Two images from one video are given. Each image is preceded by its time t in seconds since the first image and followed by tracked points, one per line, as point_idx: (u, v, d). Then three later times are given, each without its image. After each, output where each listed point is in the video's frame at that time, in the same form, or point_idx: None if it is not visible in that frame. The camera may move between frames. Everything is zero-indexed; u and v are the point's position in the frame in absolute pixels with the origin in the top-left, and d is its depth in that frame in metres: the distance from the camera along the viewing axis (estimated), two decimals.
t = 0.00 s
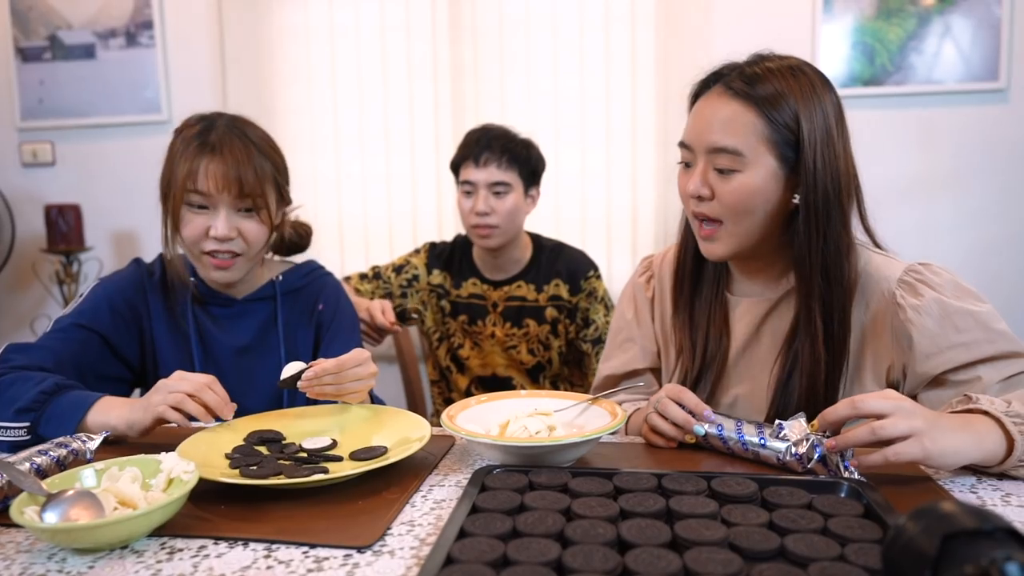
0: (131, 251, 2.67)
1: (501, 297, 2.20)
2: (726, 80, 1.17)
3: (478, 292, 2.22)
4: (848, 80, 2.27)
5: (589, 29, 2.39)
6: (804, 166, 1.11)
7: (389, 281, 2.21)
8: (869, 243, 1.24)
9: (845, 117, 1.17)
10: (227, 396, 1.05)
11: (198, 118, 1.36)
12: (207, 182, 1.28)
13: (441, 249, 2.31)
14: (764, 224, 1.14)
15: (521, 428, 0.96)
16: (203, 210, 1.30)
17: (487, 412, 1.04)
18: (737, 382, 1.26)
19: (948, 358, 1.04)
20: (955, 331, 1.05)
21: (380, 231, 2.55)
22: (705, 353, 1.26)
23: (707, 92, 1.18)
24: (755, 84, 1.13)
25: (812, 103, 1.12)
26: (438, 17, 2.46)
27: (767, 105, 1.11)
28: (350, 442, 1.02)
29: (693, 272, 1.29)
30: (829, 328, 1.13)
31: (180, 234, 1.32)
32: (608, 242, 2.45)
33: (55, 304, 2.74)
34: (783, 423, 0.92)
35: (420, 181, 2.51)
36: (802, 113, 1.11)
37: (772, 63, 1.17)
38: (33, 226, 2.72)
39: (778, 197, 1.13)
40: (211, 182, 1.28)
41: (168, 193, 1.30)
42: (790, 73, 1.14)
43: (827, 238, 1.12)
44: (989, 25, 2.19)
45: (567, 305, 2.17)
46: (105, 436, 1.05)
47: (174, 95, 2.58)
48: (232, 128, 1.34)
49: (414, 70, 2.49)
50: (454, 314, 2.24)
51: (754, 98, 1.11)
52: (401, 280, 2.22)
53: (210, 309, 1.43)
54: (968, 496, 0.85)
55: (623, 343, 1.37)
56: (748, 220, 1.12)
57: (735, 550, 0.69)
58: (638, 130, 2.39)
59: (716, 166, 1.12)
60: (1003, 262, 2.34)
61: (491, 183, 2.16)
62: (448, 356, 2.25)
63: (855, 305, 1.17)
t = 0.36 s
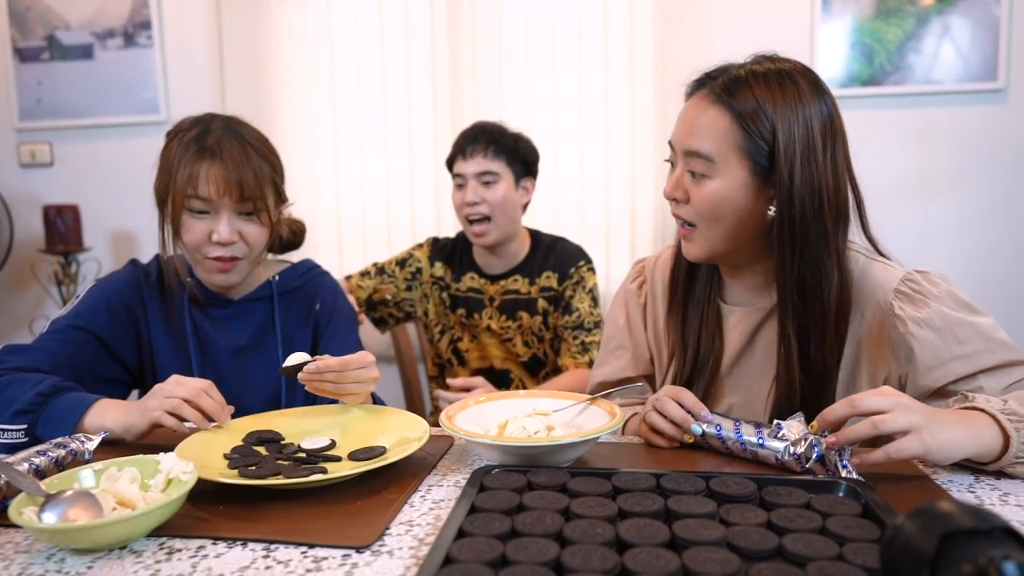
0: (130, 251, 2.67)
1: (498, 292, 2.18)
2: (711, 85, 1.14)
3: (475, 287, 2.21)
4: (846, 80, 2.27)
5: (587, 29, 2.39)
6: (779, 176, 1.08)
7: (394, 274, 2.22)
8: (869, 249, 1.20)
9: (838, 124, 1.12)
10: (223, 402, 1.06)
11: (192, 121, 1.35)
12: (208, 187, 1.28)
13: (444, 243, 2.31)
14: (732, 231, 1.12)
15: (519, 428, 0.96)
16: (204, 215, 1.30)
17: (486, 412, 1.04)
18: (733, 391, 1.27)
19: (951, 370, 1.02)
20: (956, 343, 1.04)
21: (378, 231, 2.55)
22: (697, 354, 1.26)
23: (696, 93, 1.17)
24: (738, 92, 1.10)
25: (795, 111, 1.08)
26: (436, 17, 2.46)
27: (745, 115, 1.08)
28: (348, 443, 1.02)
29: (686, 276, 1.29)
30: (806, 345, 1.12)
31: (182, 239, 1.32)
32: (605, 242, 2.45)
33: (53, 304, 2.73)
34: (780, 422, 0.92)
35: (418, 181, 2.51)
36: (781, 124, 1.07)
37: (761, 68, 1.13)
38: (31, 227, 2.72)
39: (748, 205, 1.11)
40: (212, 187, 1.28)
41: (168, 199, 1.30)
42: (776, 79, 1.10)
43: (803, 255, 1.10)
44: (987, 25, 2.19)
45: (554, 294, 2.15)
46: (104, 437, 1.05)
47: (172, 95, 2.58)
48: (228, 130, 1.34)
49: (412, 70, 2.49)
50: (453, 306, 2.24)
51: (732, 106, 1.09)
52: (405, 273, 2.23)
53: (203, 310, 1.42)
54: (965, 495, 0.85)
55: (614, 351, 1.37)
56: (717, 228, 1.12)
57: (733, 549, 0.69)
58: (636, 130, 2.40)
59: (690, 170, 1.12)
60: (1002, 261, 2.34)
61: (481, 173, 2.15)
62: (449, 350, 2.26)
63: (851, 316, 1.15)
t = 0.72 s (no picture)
0: (130, 252, 2.67)
1: (518, 285, 2.21)
2: (698, 89, 1.14)
3: (496, 280, 2.23)
4: (846, 80, 2.27)
5: (587, 30, 2.39)
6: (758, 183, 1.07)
7: (417, 266, 2.22)
8: (866, 258, 1.18)
9: (827, 130, 1.09)
10: (219, 398, 1.03)
11: (177, 129, 1.34)
12: (205, 195, 1.27)
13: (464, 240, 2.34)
14: (713, 236, 1.13)
15: (519, 429, 0.96)
16: (203, 224, 1.30)
17: (486, 413, 1.04)
18: (731, 399, 1.27)
19: (958, 383, 1.01)
20: (961, 355, 1.03)
21: (377, 232, 2.55)
22: (693, 361, 1.25)
23: (686, 95, 1.17)
24: (723, 97, 1.09)
25: (781, 116, 1.06)
26: (436, 18, 2.46)
27: (728, 121, 1.08)
28: (349, 445, 1.02)
29: (679, 285, 1.28)
30: (781, 353, 1.12)
31: (179, 249, 1.32)
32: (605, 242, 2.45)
33: (54, 305, 2.73)
34: (780, 423, 0.92)
35: (417, 182, 2.51)
36: (764, 130, 1.06)
37: (750, 72, 1.12)
38: (32, 229, 2.72)
39: (730, 210, 1.11)
40: (210, 195, 1.28)
41: (164, 209, 1.29)
42: (764, 83, 1.09)
43: (780, 263, 1.09)
44: (987, 25, 2.19)
45: (576, 293, 2.18)
46: (104, 438, 1.05)
47: (172, 96, 2.58)
48: (215, 136, 1.32)
49: (412, 71, 2.49)
50: (471, 299, 2.25)
51: (716, 111, 1.09)
52: (427, 265, 2.24)
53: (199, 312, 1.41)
54: (966, 496, 0.85)
55: (607, 362, 1.40)
56: (699, 232, 1.13)
57: (734, 550, 0.69)
58: (636, 131, 2.40)
59: (674, 174, 1.13)
60: (1002, 262, 2.34)
61: (507, 173, 2.20)
62: (464, 340, 2.24)
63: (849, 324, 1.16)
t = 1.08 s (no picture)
0: (132, 249, 2.67)
1: (534, 278, 2.22)
2: (700, 85, 1.13)
3: (513, 274, 2.24)
4: (850, 76, 2.27)
5: (590, 25, 2.38)
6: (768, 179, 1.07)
7: (437, 262, 2.26)
8: (872, 253, 1.18)
9: (835, 124, 1.09)
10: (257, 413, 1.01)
11: (193, 125, 1.34)
12: (215, 192, 1.27)
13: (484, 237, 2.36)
14: (721, 235, 1.12)
15: (522, 425, 0.96)
16: (212, 221, 1.30)
17: (489, 409, 1.04)
18: (738, 395, 1.26)
19: (965, 380, 1.01)
20: (968, 351, 1.02)
21: (380, 228, 2.55)
22: (695, 361, 1.25)
23: (687, 92, 1.15)
24: (729, 93, 1.09)
25: (789, 111, 1.06)
26: (438, 13, 2.45)
27: (735, 117, 1.07)
28: (351, 441, 1.02)
29: (681, 284, 1.27)
30: (795, 352, 1.12)
31: (186, 244, 1.32)
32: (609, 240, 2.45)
33: (57, 302, 2.74)
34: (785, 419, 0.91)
35: (420, 178, 2.51)
36: (774, 125, 1.06)
37: (755, 66, 1.12)
38: (34, 226, 2.72)
39: (739, 207, 1.10)
40: (220, 193, 1.27)
41: (173, 204, 1.29)
42: (770, 77, 1.08)
43: (793, 261, 1.09)
44: (992, 20, 2.19)
45: (591, 292, 2.20)
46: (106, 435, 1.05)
47: (174, 92, 2.57)
48: (229, 135, 1.32)
49: (414, 67, 2.49)
50: (487, 291, 2.25)
51: (724, 108, 1.08)
52: (446, 261, 2.27)
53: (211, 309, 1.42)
54: (971, 492, 0.85)
55: (608, 360, 1.39)
56: (705, 232, 1.12)
57: (738, 546, 0.69)
58: (640, 126, 2.39)
59: (679, 174, 1.11)
60: (1006, 257, 2.33)
61: (532, 170, 2.22)
62: (476, 332, 2.24)
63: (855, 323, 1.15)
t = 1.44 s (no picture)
0: (134, 247, 2.68)
1: (531, 275, 2.20)
2: (701, 87, 1.12)
3: (509, 270, 2.24)
4: (852, 71, 2.26)
5: (591, 21, 2.38)
6: (777, 183, 1.06)
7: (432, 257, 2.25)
8: (874, 251, 1.18)
9: (839, 123, 1.09)
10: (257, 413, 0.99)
11: (202, 118, 1.35)
12: (223, 177, 1.28)
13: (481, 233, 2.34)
14: (728, 240, 1.11)
15: (525, 421, 0.96)
16: (219, 208, 1.30)
17: (491, 406, 1.04)
18: (745, 392, 1.25)
19: (968, 378, 1.00)
20: (971, 349, 1.02)
21: (382, 225, 2.55)
22: (699, 362, 1.25)
23: (688, 94, 1.14)
24: (732, 93, 1.08)
25: (794, 109, 1.06)
26: (439, 10, 2.45)
27: (740, 118, 1.06)
28: (353, 437, 1.02)
29: (683, 286, 1.27)
30: (806, 356, 1.11)
31: (193, 232, 1.31)
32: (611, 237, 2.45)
33: (60, 300, 2.74)
34: (789, 416, 0.91)
35: (422, 176, 2.51)
36: (780, 126, 1.05)
37: (757, 64, 1.11)
38: (36, 223, 2.72)
39: (745, 211, 1.09)
40: (228, 177, 1.28)
41: (180, 193, 1.29)
42: (774, 76, 1.08)
43: (804, 267, 1.08)
44: (994, 15, 2.18)
45: (591, 289, 2.18)
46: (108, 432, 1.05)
47: (175, 90, 2.57)
48: (238, 125, 1.33)
49: (416, 64, 2.48)
50: (483, 287, 2.25)
51: (729, 110, 1.07)
52: (442, 258, 2.25)
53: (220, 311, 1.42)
54: (974, 488, 0.84)
55: (609, 357, 1.39)
56: (710, 237, 1.10)
57: (740, 542, 0.69)
58: (641, 123, 2.39)
59: (684, 179, 1.10)
60: (1008, 252, 2.33)
61: (529, 164, 2.23)
62: (474, 330, 2.24)
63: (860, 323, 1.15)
